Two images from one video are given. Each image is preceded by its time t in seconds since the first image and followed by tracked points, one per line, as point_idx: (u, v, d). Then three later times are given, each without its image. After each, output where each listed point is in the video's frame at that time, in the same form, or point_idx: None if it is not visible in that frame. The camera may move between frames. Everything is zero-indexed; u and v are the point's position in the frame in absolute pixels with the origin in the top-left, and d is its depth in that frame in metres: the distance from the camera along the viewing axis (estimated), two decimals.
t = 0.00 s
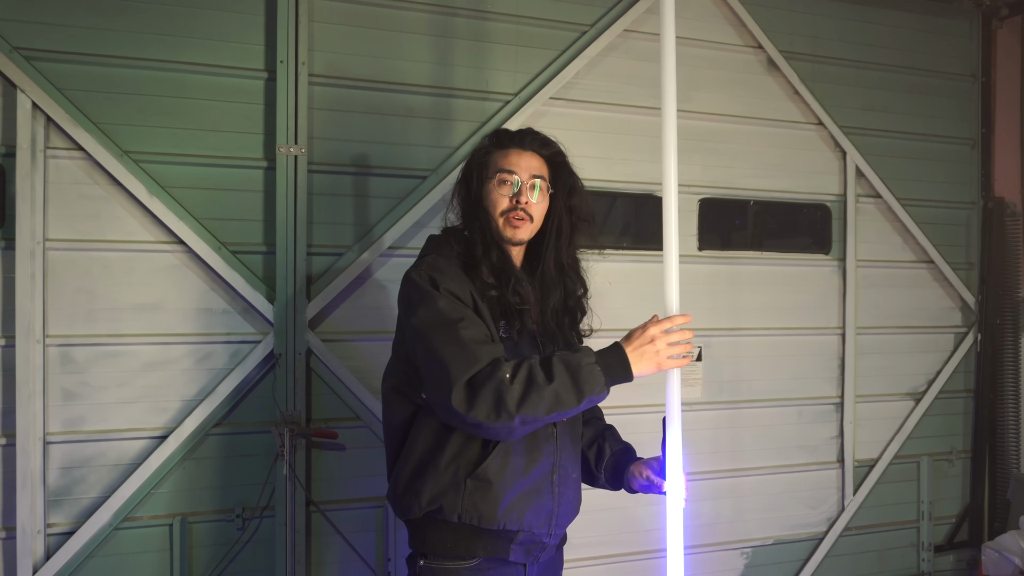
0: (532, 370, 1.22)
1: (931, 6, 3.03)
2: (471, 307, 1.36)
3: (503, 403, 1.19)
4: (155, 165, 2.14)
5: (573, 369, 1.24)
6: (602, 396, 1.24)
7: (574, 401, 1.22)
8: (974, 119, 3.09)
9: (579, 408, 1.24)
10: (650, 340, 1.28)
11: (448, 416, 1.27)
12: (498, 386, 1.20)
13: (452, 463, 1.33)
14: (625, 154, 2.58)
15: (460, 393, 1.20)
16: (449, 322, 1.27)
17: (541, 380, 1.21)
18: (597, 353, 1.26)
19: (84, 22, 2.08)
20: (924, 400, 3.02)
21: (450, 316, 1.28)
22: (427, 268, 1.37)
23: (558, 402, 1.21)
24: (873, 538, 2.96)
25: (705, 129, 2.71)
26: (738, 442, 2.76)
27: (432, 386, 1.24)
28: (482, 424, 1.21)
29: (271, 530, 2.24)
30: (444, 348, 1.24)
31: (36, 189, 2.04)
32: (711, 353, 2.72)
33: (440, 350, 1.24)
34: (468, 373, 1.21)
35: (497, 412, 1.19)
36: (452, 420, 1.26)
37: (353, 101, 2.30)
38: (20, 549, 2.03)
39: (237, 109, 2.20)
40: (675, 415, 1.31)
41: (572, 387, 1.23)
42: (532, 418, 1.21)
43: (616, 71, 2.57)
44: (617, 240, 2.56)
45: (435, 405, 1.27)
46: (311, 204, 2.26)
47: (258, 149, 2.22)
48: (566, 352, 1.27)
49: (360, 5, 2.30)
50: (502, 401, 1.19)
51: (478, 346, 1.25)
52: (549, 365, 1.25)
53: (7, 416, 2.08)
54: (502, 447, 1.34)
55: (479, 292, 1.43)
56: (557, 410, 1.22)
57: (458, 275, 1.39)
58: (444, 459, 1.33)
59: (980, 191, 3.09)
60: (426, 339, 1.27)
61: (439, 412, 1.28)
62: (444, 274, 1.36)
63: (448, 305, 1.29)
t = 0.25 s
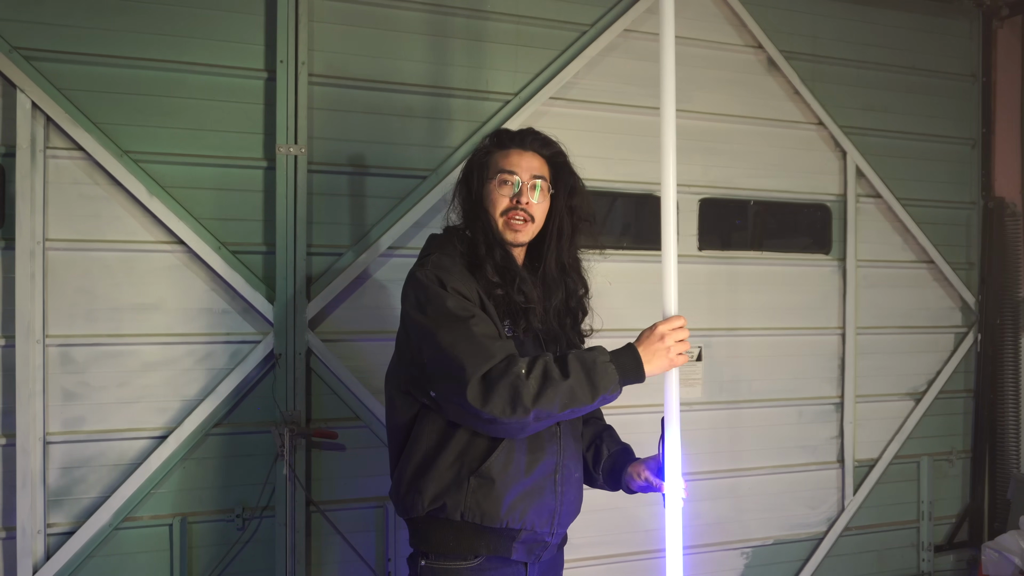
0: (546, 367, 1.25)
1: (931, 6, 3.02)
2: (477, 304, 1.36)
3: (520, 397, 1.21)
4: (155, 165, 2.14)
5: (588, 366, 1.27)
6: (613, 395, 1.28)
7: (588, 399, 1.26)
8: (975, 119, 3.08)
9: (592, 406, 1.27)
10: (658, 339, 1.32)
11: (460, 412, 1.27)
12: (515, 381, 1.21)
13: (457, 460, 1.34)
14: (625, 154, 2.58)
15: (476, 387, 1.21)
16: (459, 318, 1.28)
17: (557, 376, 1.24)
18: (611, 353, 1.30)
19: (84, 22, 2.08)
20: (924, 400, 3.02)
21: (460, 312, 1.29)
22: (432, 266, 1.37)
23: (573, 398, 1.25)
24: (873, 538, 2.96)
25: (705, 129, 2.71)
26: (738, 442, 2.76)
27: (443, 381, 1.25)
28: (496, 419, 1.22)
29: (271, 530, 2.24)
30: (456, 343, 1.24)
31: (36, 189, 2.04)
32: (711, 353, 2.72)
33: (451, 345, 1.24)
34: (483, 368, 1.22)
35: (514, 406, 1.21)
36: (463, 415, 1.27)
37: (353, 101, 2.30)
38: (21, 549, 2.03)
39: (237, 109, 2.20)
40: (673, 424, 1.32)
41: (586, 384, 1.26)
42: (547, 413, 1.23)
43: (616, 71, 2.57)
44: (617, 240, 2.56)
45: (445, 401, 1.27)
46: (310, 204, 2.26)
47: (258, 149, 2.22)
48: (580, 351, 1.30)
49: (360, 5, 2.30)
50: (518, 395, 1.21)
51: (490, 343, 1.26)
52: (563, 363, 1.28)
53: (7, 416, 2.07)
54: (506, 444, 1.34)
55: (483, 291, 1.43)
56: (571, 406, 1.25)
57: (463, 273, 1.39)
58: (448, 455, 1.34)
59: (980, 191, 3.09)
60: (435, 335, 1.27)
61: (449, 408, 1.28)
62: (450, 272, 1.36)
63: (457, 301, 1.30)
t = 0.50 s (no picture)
0: (552, 367, 1.26)
1: (931, 6, 3.02)
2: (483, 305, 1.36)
3: (528, 396, 1.21)
4: (155, 165, 2.14)
5: (594, 366, 1.28)
6: (618, 395, 1.29)
7: (594, 398, 1.26)
8: (975, 119, 3.08)
9: (599, 405, 1.28)
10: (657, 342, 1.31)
11: (466, 411, 1.27)
12: (523, 380, 1.22)
13: (460, 459, 1.34)
14: (625, 154, 2.58)
15: (484, 386, 1.21)
16: (467, 317, 1.28)
17: (564, 375, 1.25)
18: (617, 353, 1.31)
19: (84, 22, 2.08)
20: (924, 400, 3.02)
21: (468, 311, 1.28)
22: (439, 265, 1.37)
23: (580, 398, 1.25)
24: (873, 538, 2.96)
25: (705, 129, 2.71)
26: (738, 442, 2.76)
27: (450, 380, 1.25)
28: (504, 418, 1.22)
29: (271, 530, 2.24)
30: (464, 343, 1.24)
31: (36, 189, 2.04)
32: (711, 353, 2.72)
33: (460, 344, 1.24)
34: (491, 367, 1.22)
35: (522, 405, 1.21)
36: (470, 415, 1.27)
37: (353, 101, 2.30)
38: (20, 549, 2.03)
39: (237, 109, 2.20)
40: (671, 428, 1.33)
41: (592, 384, 1.27)
42: (554, 412, 1.24)
43: (616, 71, 2.57)
44: (617, 240, 2.56)
45: (452, 400, 1.27)
46: (310, 204, 2.26)
47: (258, 149, 2.22)
48: (585, 351, 1.31)
49: (360, 5, 2.30)
50: (526, 394, 1.21)
51: (497, 343, 1.26)
52: (569, 363, 1.29)
53: (7, 416, 2.07)
54: (509, 443, 1.34)
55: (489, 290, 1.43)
56: (578, 406, 1.26)
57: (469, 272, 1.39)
58: (450, 454, 1.34)
59: (980, 191, 3.09)
60: (442, 334, 1.27)
61: (455, 407, 1.28)
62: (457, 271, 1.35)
63: (466, 300, 1.30)
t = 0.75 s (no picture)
0: (555, 368, 1.26)
1: (931, 6, 3.02)
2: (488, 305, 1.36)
3: (531, 397, 1.21)
4: (155, 165, 2.14)
5: (596, 366, 1.28)
6: (620, 395, 1.29)
7: (596, 398, 1.26)
8: (974, 119, 3.08)
9: (601, 405, 1.28)
10: (654, 340, 1.32)
11: (470, 411, 1.27)
12: (526, 381, 1.22)
13: (462, 458, 1.34)
14: (625, 154, 2.58)
15: (488, 387, 1.21)
16: (471, 318, 1.27)
17: (566, 375, 1.25)
18: (618, 352, 1.30)
19: (84, 22, 2.08)
20: (924, 400, 3.02)
21: (471, 311, 1.28)
22: (443, 266, 1.37)
23: (582, 398, 1.25)
24: (873, 538, 2.96)
25: (705, 129, 2.71)
26: (738, 442, 2.76)
27: (454, 380, 1.25)
28: (508, 418, 1.22)
29: (271, 530, 2.24)
30: (467, 344, 1.24)
31: (36, 189, 2.04)
32: (711, 353, 2.72)
33: (464, 345, 1.24)
34: (495, 368, 1.22)
35: (525, 406, 1.21)
36: (473, 415, 1.27)
37: (353, 101, 2.30)
38: (20, 549, 2.03)
39: (237, 110, 2.20)
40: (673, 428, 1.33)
41: (594, 384, 1.27)
42: (557, 412, 1.24)
43: (616, 71, 2.57)
44: (617, 240, 2.56)
45: (455, 400, 1.27)
46: (311, 204, 2.26)
47: (258, 149, 2.22)
48: (588, 351, 1.31)
49: (360, 5, 2.30)
50: (530, 395, 1.21)
51: (500, 343, 1.26)
52: (571, 363, 1.29)
53: (7, 416, 2.07)
54: (511, 444, 1.34)
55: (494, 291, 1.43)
56: (580, 406, 1.26)
57: (474, 274, 1.39)
58: (452, 454, 1.34)
59: (980, 191, 3.09)
60: (446, 335, 1.26)
61: (458, 407, 1.28)
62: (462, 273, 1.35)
63: (470, 301, 1.29)
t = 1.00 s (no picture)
0: (553, 363, 1.26)
1: (931, 6, 3.02)
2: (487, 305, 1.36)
3: (531, 394, 1.22)
4: (155, 165, 2.14)
5: (594, 359, 1.28)
6: (619, 384, 1.29)
7: (596, 390, 1.26)
8: (974, 119, 3.08)
9: (601, 397, 1.28)
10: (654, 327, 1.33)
11: (470, 410, 1.27)
12: (526, 378, 1.22)
13: (462, 458, 1.34)
14: (625, 154, 2.58)
15: (488, 385, 1.21)
16: (470, 317, 1.28)
17: (565, 370, 1.25)
18: (615, 343, 1.31)
19: (84, 22, 2.08)
20: (924, 400, 3.02)
21: (469, 310, 1.28)
22: (442, 268, 1.37)
23: (582, 390, 1.25)
24: (872, 538, 2.96)
25: (705, 129, 2.71)
26: (738, 442, 2.76)
27: (454, 380, 1.25)
28: (509, 416, 1.23)
29: (271, 530, 2.24)
30: (467, 344, 1.24)
31: (36, 189, 2.04)
32: (711, 353, 2.72)
33: (463, 345, 1.24)
34: (494, 367, 1.22)
35: (526, 403, 1.22)
36: (474, 413, 1.27)
37: (354, 101, 2.30)
38: (21, 549, 2.03)
39: (237, 110, 2.20)
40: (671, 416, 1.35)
41: (593, 376, 1.27)
42: (558, 407, 1.24)
43: (616, 71, 2.57)
44: (617, 239, 2.56)
45: (456, 399, 1.27)
46: (310, 204, 2.26)
47: (258, 149, 2.22)
48: (585, 344, 1.31)
49: (360, 5, 2.30)
50: (530, 392, 1.22)
51: (499, 342, 1.26)
52: (569, 358, 1.29)
53: (7, 416, 2.07)
54: (512, 443, 1.34)
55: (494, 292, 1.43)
56: (581, 398, 1.26)
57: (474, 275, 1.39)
58: (452, 454, 1.34)
59: (980, 191, 3.09)
60: (445, 335, 1.27)
61: (460, 407, 1.28)
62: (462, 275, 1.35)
63: (469, 300, 1.29)
